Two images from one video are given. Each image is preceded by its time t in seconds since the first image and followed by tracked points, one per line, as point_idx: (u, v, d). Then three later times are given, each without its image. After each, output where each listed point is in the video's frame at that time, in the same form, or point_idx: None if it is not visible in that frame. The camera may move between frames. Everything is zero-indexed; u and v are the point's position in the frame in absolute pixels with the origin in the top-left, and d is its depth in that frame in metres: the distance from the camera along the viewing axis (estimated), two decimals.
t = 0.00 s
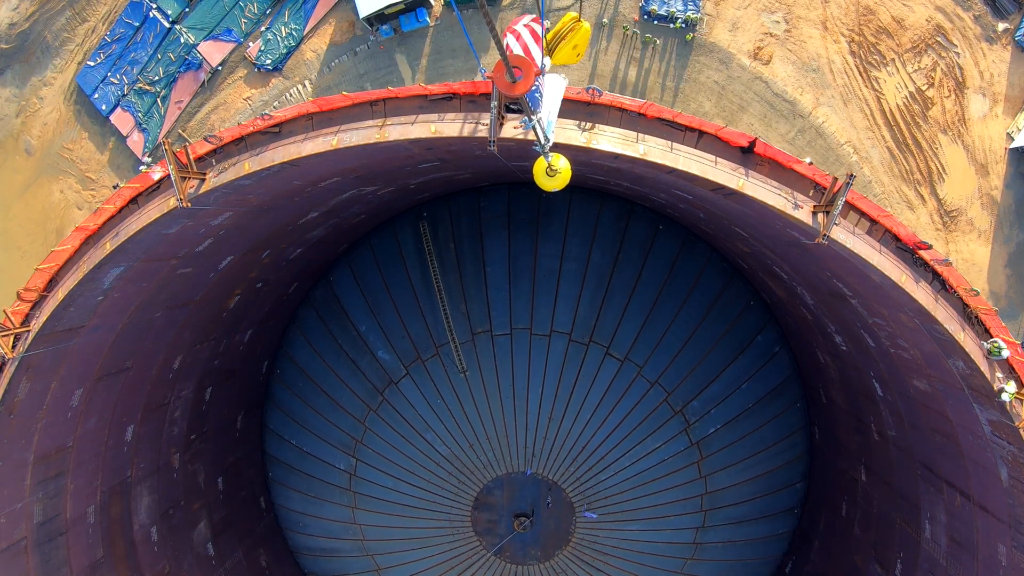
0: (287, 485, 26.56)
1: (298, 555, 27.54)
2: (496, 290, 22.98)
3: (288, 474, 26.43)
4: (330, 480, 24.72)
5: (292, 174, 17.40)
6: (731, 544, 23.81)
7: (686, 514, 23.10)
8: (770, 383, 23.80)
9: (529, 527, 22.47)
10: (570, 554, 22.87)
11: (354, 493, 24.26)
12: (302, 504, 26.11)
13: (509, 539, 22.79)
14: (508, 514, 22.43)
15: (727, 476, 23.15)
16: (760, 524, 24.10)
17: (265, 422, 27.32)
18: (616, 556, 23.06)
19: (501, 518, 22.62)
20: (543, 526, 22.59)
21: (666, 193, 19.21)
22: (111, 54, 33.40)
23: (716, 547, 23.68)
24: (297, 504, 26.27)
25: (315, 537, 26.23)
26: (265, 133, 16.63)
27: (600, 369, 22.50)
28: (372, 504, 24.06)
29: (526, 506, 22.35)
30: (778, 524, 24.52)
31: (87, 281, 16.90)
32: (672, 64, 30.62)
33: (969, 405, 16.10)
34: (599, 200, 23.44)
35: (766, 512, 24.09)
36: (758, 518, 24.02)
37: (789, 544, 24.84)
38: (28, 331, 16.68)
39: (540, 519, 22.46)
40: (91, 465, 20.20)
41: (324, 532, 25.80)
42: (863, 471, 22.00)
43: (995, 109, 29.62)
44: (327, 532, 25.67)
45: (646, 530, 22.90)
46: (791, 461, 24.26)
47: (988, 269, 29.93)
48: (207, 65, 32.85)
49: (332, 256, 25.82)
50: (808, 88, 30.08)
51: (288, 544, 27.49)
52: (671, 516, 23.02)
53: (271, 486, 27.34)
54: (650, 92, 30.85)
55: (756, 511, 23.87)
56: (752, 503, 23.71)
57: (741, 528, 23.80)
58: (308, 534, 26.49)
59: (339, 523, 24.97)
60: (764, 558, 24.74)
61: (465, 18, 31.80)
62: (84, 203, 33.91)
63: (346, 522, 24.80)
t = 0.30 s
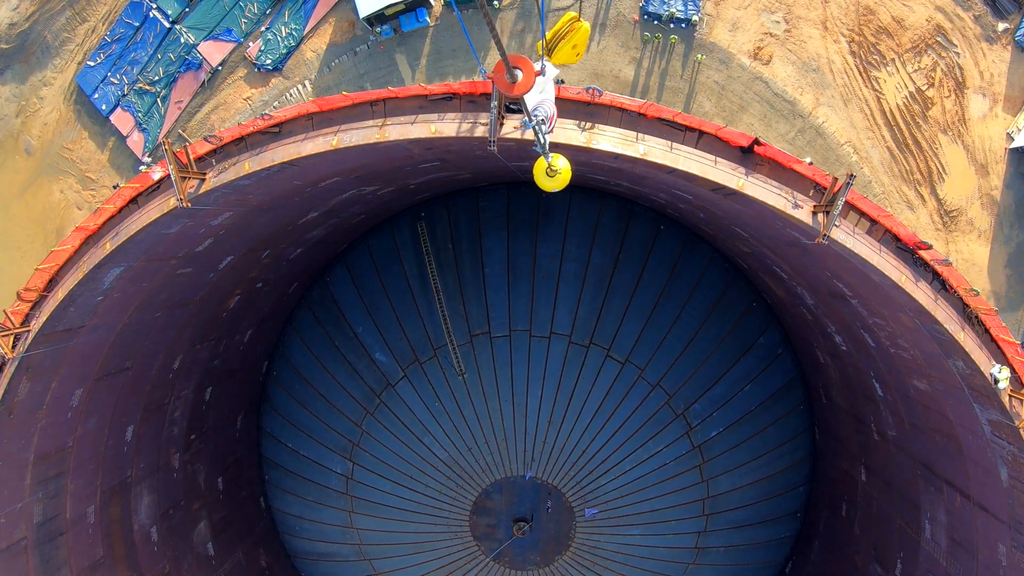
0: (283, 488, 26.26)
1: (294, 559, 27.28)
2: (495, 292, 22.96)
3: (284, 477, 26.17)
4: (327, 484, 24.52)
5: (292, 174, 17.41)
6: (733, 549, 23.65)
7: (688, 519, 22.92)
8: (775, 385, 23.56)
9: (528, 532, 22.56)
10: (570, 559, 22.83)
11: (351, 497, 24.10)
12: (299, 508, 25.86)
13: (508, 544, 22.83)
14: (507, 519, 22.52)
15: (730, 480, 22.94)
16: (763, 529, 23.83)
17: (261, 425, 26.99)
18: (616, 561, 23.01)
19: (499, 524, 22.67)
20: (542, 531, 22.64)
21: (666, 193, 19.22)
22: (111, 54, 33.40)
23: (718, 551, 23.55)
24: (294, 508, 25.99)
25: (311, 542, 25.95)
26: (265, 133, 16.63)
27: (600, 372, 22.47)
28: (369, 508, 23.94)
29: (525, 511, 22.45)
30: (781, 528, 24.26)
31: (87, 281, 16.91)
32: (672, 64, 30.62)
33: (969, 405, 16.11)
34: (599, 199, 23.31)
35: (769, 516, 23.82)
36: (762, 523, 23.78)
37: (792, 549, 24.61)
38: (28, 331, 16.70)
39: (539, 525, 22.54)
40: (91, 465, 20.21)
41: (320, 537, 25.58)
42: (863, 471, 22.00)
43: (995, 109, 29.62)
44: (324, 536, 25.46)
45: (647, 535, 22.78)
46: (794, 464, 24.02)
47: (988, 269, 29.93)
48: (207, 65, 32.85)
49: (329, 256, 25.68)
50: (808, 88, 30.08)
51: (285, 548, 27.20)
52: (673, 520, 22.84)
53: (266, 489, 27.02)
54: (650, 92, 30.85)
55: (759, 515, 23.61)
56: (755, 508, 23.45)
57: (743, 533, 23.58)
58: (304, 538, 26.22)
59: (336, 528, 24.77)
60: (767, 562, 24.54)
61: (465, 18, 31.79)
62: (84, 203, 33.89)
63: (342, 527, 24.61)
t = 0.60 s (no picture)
0: (279, 491, 25.89)
1: (291, 562, 27.04)
2: (494, 292, 22.43)
3: (280, 480, 25.79)
4: (323, 487, 24.18)
5: (292, 174, 17.41)
6: (735, 553, 23.38)
7: (690, 524, 22.55)
8: (778, 387, 23.33)
9: (528, 536, 22.10)
10: (571, 565, 22.42)
11: (348, 501, 23.76)
12: (295, 512, 25.52)
13: (507, 549, 22.34)
14: (507, 524, 21.97)
15: (733, 484, 22.55)
16: (765, 533, 23.59)
17: (256, 428, 26.64)
18: (617, 566, 22.64)
19: (499, 529, 22.15)
20: (541, 536, 22.18)
21: (666, 193, 19.24)
22: (111, 55, 33.41)
23: (720, 556, 23.24)
24: (290, 512, 25.65)
25: (308, 545, 25.75)
26: (265, 133, 16.63)
27: (601, 375, 21.84)
28: (366, 513, 23.58)
29: (524, 516, 21.92)
30: (784, 531, 24.00)
31: (87, 281, 16.92)
32: (672, 64, 30.61)
33: (969, 405, 16.13)
34: (600, 199, 23.12)
35: (772, 520, 23.57)
36: (765, 526, 23.53)
37: (794, 552, 24.49)
38: (28, 331, 16.71)
39: (538, 529, 22.05)
40: (91, 466, 20.22)
41: (317, 540, 25.31)
42: (863, 471, 21.97)
43: (995, 109, 29.62)
44: (320, 540, 25.17)
45: (648, 540, 22.43)
46: (798, 468, 23.77)
47: (988, 269, 29.93)
48: (207, 65, 32.85)
49: (325, 256, 25.48)
50: (808, 88, 30.08)
51: (282, 552, 26.94)
52: (675, 525, 22.46)
53: (262, 493, 26.65)
54: (650, 92, 30.83)
55: (761, 519, 23.34)
56: (758, 511, 23.16)
57: (746, 537, 23.28)
58: (301, 542, 25.98)
59: (333, 532, 24.50)
60: (769, 566, 24.36)
61: (465, 18, 31.79)
62: (84, 203, 33.89)
63: (339, 530, 24.35)
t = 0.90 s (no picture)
0: (276, 495, 25.75)
1: (288, 566, 26.92)
2: (492, 294, 22.43)
3: (277, 483, 25.65)
4: (320, 491, 24.04)
5: (292, 174, 17.41)
6: (738, 558, 23.14)
7: (691, 528, 22.44)
8: (782, 389, 23.21)
9: (527, 542, 21.94)
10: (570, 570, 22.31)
11: (344, 505, 23.60)
12: (291, 516, 25.35)
13: (506, 553, 22.23)
14: (506, 529, 21.87)
15: (734, 488, 22.46)
16: (768, 538, 23.36)
17: (254, 430, 26.61)
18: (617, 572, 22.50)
19: (498, 533, 22.03)
20: (541, 541, 22.05)
21: (666, 193, 19.27)
22: (111, 55, 33.41)
23: (722, 562, 22.97)
24: (286, 516, 25.49)
25: (304, 549, 25.57)
26: (265, 134, 16.63)
27: (601, 377, 21.83)
28: (363, 517, 23.43)
29: (523, 520, 21.79)
30: (786, 537, 23.78)
31: (87, 281, 16.92)
32: (672, 64, 30.59)
33: (969, 405, 16.16)
34: (600, 199, 23.03)
35: (774, 525, 23.34)
36: (768, 532, 23.29)
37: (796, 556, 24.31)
38: (28, 331, 16.73)
39: (538, 534, 21.91)
40: (91, 466, 20.23)
41: (314, 545, 25.12)
42: (863, 471, 21.94)
43: (995, 109, 29.61)
44: (317, 545, 24.98)
45: (649, 545, 22.27)
46: (801, 472, 23.58)
47: (988, 269, 29.92)
48: (207, 65, 32.85)
49: (323, 257, 25.42)
50: (808, 88, 30.08)
51: (278, 556, 26.80)
52: (675, 530, 22.33)
53: (259, 496, 26.51)
54: (650, 92, 30.80)
55: (764, 524, 23.13)
56: (760, 516, 22.96)
57: (748, 542, 23.07)
58: (298, 546, 25.80)
59: (329, 536, 24.31)
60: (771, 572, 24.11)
61: (465, 18, 31.79)
62: (84, 203, 33.87)
63: (335, 535, 24.15)
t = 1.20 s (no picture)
0: (272, 499, 25.58)
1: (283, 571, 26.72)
2: (491, 296, 22.40)
3: (274, 488, 25.47)
4: (316, 496, 23.89)
5: (292, 174, 17.40)
6: (740, 563, 23.14)
7: (693, 534, 22.36)
8: (785, 392, 23.05)
9: (526, 548, 22.01)
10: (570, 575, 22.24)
11: (341, 510, 23.52)
12: (287, 520, 25.21)
13: (505, 559, 22.23)
14: (504, 534, 21.92)
15: (737, 492, 22.38)
16: (771, 542, 23.33)
17: (250, 433, 26.46)
18: None
19: (496, 539, 22.04)
20: (540, 547, 22.09)
21: (666, 193, 19.28)
22: (111, 55, 33.41)
23: (724, 566, 23.00)
24: (282, 520, 25.35)
25: (300, 555, 25.40)
26: (265, 133, 16.62)
27: (602, 380, 21.84)
28: (360, 522, 23.35)
29: (522, 526, 21.87)
30: (788, 541, 23.70)
31: (87, 281, 16.93)
32: (672, 64, 30.58)
33: (969, 405, 16.19)
34: (601, 199, 22.91)
35: (776, 529, 23.30)
36: (771, 536, 23.25)
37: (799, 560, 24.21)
38: (28, 331, 16.76)
39: (537, 540, 21.98)
40: (91, 466, 20.25)
41: (310, 550, 24.96)
42: (863, 471, 21.94)
43: (995, 109, 29.61)
44: (314, 550, 24.84)
45: (650, 550, 22.25)
46: (803, 476, 23.50)
47: (988, 269, 29.90)
48: (207, 65, 32.84)
49: (320, 257, 25.33)
50: (808, 88, 30.08)
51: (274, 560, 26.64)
52: (677, 535, 22.27)
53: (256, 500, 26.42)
54: (650, 92, 30.79)
55: (767, 528, 23.09)
56: (762, 520, 22.93)
57: (750, 547, 23.04)
58: (294, 551, 25.64)
59: (326, 541, 24.20)
60: None
61: (465, 19, 31.78)
62: (84, 203, 33.84)
63: (332, 540, 24.07)
